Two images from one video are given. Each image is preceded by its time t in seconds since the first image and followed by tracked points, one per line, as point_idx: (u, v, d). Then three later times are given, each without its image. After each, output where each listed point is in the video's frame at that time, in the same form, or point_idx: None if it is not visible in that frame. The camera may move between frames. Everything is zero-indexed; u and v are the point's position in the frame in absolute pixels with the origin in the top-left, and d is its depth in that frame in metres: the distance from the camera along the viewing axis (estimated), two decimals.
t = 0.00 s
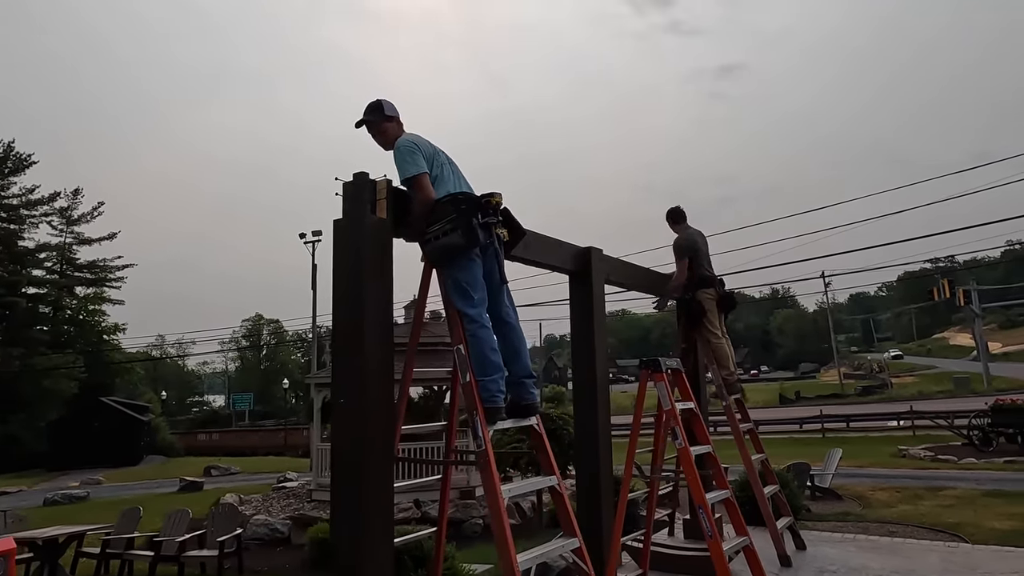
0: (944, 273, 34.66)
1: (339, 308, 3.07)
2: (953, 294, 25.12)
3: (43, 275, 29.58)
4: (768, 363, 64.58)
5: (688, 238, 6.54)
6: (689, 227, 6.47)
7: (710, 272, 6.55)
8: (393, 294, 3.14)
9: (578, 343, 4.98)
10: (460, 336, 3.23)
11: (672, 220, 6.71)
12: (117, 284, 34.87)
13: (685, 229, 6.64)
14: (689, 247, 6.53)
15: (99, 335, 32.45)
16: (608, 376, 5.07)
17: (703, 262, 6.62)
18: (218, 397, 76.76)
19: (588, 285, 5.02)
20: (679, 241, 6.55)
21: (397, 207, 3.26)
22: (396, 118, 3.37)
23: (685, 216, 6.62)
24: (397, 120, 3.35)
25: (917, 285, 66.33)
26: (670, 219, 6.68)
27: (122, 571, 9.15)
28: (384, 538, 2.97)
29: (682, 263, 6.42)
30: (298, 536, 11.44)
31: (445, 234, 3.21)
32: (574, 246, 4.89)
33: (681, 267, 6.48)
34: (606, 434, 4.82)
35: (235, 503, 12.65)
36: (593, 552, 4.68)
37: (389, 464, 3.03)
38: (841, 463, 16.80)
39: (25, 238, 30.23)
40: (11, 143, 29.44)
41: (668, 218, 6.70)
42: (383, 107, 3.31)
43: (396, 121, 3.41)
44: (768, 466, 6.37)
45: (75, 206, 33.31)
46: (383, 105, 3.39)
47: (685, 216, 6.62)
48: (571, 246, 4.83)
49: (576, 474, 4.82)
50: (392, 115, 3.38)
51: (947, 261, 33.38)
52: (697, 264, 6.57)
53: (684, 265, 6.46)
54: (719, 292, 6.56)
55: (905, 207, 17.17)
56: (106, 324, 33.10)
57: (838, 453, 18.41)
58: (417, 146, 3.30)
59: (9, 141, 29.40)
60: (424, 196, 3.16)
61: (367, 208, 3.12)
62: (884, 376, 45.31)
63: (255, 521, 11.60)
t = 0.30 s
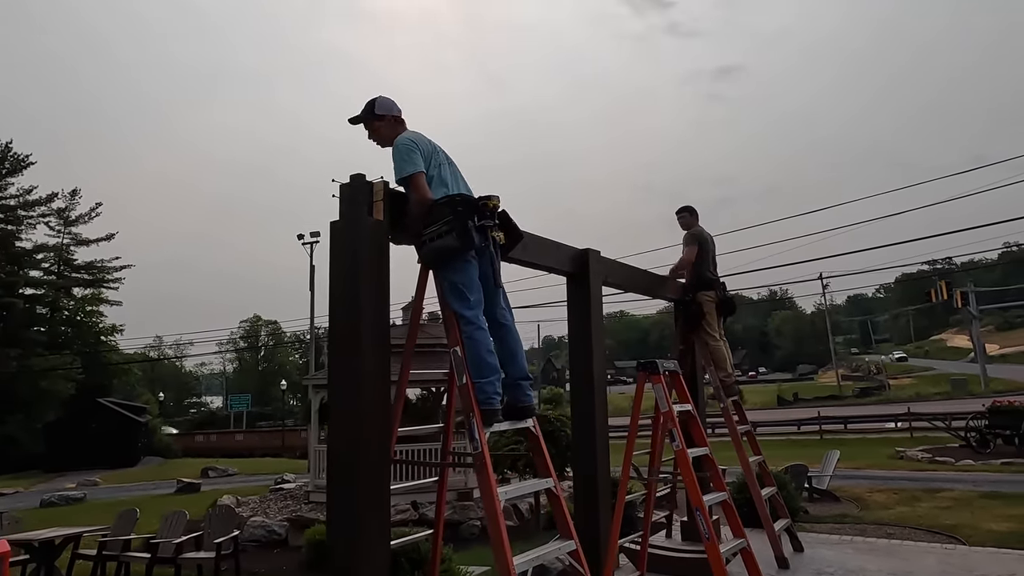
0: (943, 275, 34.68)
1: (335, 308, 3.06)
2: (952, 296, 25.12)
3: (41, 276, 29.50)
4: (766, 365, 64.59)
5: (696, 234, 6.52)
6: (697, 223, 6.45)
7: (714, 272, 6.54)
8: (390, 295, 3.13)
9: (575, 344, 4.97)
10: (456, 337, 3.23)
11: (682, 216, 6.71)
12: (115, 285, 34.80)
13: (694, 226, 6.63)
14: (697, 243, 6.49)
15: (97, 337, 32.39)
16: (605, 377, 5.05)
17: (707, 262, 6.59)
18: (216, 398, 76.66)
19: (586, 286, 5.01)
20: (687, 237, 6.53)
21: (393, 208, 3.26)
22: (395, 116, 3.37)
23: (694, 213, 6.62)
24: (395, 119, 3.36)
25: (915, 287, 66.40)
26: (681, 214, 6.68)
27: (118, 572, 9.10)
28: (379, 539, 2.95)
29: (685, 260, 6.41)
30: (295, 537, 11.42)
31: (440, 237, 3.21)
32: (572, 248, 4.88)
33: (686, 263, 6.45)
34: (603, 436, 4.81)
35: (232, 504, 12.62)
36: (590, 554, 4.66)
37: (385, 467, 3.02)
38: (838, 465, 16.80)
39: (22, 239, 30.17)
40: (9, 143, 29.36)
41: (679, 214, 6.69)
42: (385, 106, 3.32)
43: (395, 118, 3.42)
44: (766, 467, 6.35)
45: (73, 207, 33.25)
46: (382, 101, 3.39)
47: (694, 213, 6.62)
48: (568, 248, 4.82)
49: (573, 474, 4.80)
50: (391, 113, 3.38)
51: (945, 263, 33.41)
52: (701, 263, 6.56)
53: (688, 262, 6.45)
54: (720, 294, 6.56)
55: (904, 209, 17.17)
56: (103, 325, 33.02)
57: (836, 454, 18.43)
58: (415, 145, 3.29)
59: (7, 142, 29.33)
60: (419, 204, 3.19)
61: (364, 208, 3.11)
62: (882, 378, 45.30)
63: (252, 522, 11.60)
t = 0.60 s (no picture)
0: (940, 277, 34.73)
1: (333, 310, 3.05)
2: (949, 298, 25.16)
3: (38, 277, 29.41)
4: (764, 366, 64.64)
5: (702, 234, 6.52)
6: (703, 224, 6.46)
7: (718, 273, 6.53)
8: (387, 297, 3.12)
9: (573, 345, 4.96)
10: (453, 339, 3.22)
11: (691, 216, 6.71)
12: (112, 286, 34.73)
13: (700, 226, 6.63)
14: (703, 244, 6.48)
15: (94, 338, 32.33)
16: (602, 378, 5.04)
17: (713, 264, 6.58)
18: (213, 400, 76.59)
19: (583, 287, 5.01)
20: (693, 237, 6.53)
21: (393, 209, 3.26)
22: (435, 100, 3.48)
23: (700, 214, 6.63)
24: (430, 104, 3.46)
25: (912, 289, 66.50)
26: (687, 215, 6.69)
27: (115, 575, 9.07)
28: (376, 540, 2.95)
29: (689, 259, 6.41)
30: (293, 539, 11.39)
31: (438, 240, 3.21)
32: (570, 250, 4.87)
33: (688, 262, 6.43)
34: (601, 437, 4.80)
35: (229, 506, 12.61)
36: (587, 555, 4.65)
37: (382, 468, 3.02)
38: (836, 467, 16.80)
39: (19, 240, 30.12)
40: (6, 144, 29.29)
41: (687, 213, 6.70)
42: (421, 90, 3.42)
43: (431, 103, 3.50)
44: (764, 469, 6.35)
45: (71, 208, 33.18)
46: (427, 88, 3.48)
47: (701, 214, 6.63)
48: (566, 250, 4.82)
49: (571, 475, 4.79)
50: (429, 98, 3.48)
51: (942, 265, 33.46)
52: (706, 264, 6.55)
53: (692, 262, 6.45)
54: (723, 296, 6.55)
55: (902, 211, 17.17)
56: (100, 326, 32.96)
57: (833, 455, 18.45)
58: (433, 135, 3.32)
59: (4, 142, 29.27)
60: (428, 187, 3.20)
61: (362, 209, 3.11)
62: (879, 380, 45.36)
63: (250, 524, 11.59)
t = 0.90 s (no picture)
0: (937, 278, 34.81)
1: (329, 310, 3.04)
2: (946, 299, 25.22)
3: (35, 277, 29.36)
4: (762, 367, 64.69)
5: (701, 236, 6.52)
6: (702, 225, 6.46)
7: (720, 275, 6.52)
8: (383, 298, 3.12)
9: (571, 346, 4.96)
10: (450, 340, 3.22)
11: (689, 217, 6.71)
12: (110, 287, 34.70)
13: (699, 229, 6.64)
14: (702, 245, 6.49)
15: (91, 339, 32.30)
16: (600, 379, 5.05)
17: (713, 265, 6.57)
18: (211, 400, 76.48)
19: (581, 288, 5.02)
20: (692, 238, 6.53)
21: (390, 210, 3.25)
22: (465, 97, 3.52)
23: (699, 216, 6.63)
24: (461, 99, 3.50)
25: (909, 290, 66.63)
26: (686, 217, 6.68)
27: None
28: (373, 541, 2.95)
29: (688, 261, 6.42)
30: (290, 540, 11.40)
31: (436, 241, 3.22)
32: (567, 252, 4.88)
33: (687, 263, 6.43)
34: (597, 437, 4.81)
35: (227, 507, 12.61)
36: (584, 556, 4.66)
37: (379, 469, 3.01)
38: (833, 468, 16.82)
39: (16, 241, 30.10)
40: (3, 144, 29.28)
41: (684, 216, 6.70)
42: (452, 84, 3.47)
43: (460, 100, 3.54)
44: (761, 470, 6.35)
45: (68, 208, 33.14)
46: (457, 84, 3.52)
47: (699, 216, 6.63)
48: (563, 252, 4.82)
49: (568, 475, 4.78)
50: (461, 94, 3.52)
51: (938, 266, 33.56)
52: (706, 266, 6.54)
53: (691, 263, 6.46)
54: (725, 298, 6.53)
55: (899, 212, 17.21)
56: (98, 327, 32.93)
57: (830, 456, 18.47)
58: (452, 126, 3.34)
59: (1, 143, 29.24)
60: (433, 162, 3.12)
61: (360, 210, 3.11)
62: (876, 380, 45.46)
63: (247, 526, 11.60)
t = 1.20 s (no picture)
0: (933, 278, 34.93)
1: (325, 312, 3.03)
2: (942, 300, 25.29)
3: (31, 277, 29.29)
4: (759, 368, 64.73)
5: (696, 237, 6.54)
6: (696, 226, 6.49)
7: (716, 275, 6.53)
8: (379, 299, 3.12)
9: (568, 346, 4.95)
10: (447, 340, 3.22)
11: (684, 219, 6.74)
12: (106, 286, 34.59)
13: (694, 230, 6.66)
14: (696, 246, 6.52)
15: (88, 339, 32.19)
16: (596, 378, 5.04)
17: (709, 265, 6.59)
18: (208, 400, 76.28)
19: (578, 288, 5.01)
20: (686, 239, 6.56)
21: (388, 211, 3.25)
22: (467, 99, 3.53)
23: (694, 218, 6.65)
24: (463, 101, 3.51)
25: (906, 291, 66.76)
26: (682, 219, 6.71)
27: None
28: (371, 540, 2.95)
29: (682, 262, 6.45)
30: (286, 541, 11.39)
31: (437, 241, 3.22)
32: (564, 252, 4.87)
33: (682, 264, 6.46)
34: (594, 436, 4.81)
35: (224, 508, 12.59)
36: (582, 556, 4.66)
37: (375, 470, 3.01)
38: (829, 468, 16.84)
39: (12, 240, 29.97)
40: None
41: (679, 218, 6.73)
42: (454, 86, 3.48)
43: (463, 101, 3.55)
44: (757, 470, 6.36)
45: (64, 208, 33.01)
46: (460, 87, 3.54)
47: (695, 218, 6.65)
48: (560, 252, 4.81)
49: (565, 476, 4.78)
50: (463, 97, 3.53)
51: (934, 266, 33.65)
52: (701, 266, 6.56)
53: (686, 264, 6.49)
54: (722, 299, 6.54)
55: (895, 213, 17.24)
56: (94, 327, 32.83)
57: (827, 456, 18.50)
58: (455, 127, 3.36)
59: None
60: (435, 160, 3.12)
61: (356, 212, 3.11)
62: (872, 381, 45.58)
63: (244, 526, 11.58)
